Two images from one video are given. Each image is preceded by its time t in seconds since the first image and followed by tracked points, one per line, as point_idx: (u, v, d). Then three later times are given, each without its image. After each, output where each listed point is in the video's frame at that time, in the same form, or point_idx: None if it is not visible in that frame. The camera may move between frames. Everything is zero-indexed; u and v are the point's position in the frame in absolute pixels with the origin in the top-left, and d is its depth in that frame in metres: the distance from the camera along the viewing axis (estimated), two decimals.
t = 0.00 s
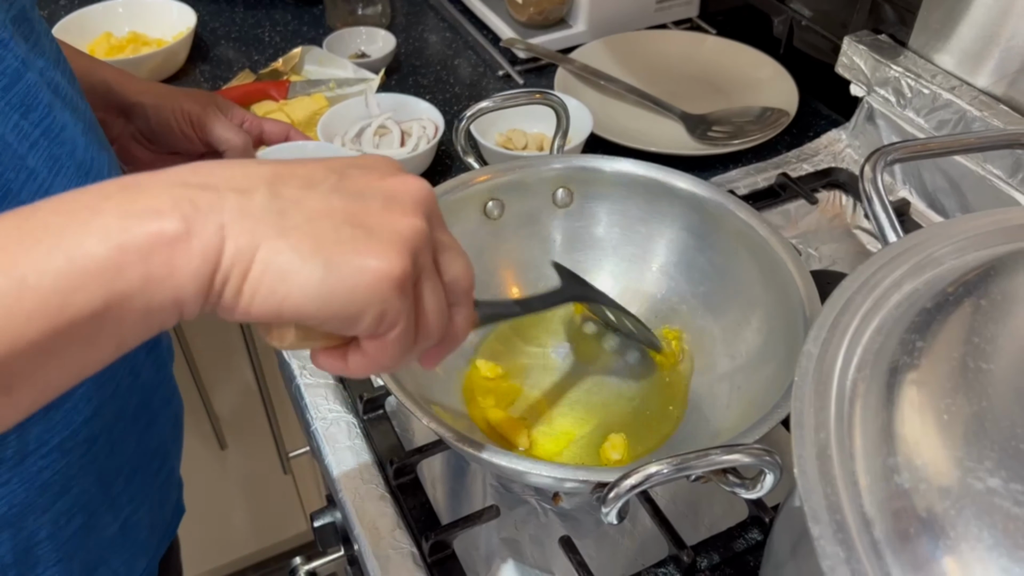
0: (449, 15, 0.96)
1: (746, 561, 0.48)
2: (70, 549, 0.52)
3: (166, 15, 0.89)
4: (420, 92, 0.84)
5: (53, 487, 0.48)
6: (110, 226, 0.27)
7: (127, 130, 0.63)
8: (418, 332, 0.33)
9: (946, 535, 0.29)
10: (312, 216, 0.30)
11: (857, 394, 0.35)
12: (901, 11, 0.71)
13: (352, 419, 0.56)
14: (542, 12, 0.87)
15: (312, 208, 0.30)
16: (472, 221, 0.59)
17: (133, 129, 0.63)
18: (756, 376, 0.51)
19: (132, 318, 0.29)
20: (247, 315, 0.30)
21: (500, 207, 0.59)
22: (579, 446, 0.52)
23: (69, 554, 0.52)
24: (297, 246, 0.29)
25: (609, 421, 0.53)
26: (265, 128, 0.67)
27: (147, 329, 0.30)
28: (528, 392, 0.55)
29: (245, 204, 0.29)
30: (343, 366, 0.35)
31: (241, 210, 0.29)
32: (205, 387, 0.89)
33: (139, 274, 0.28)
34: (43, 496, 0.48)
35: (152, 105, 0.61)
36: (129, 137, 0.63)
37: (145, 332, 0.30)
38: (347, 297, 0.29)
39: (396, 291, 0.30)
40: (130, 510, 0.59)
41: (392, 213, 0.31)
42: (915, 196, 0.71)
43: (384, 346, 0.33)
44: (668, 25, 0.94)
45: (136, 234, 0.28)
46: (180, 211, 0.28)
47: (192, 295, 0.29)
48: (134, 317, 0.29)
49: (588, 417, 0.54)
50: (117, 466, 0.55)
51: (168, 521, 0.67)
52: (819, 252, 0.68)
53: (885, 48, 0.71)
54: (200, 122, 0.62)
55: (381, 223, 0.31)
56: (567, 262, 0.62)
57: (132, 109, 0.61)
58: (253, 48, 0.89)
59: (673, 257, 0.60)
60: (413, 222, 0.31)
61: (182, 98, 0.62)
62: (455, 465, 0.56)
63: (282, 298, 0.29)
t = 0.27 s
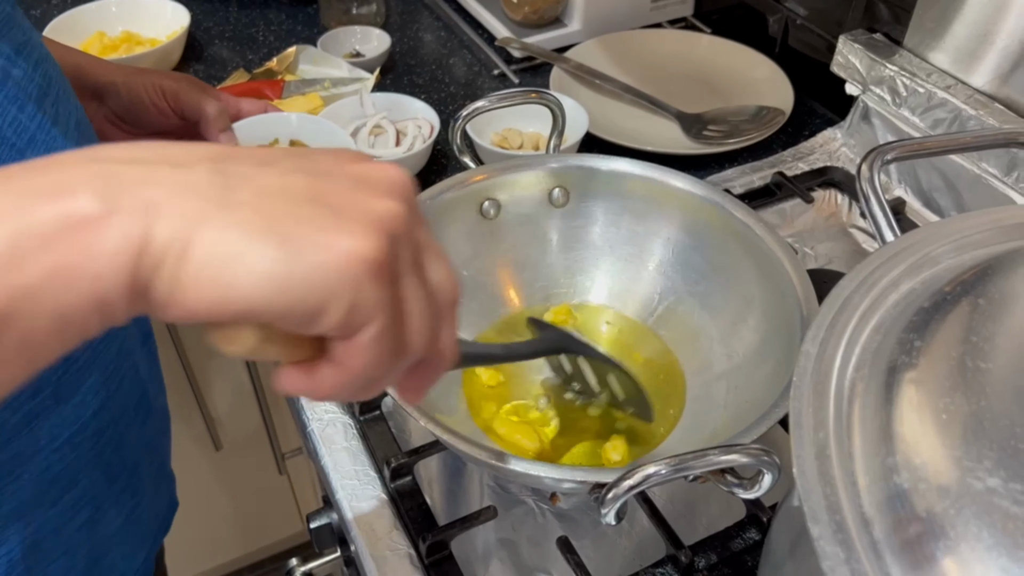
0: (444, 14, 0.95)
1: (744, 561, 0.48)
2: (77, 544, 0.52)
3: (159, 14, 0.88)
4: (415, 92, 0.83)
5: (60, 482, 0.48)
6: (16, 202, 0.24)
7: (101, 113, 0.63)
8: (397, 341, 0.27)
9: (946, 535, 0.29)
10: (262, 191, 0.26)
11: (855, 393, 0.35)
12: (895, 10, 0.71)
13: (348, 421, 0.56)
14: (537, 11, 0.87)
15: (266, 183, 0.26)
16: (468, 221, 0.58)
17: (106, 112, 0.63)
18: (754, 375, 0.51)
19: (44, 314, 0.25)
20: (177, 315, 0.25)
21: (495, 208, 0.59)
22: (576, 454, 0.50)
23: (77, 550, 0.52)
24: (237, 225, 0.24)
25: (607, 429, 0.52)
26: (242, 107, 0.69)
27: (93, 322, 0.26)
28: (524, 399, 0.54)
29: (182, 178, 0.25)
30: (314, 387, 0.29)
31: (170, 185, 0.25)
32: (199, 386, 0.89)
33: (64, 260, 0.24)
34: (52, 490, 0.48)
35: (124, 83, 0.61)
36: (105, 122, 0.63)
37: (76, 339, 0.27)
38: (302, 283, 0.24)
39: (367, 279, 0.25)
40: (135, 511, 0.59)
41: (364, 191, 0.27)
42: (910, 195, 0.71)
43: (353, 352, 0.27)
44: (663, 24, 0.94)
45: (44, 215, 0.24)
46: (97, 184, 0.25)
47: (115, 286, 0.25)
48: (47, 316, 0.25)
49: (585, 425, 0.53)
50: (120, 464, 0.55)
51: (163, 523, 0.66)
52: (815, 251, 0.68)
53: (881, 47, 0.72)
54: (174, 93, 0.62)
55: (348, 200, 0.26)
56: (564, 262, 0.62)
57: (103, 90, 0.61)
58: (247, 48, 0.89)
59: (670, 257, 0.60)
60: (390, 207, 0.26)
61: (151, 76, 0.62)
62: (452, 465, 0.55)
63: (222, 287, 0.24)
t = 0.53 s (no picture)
0: (440, 15, 0.95)
1: (744, 564, 0.48)
2: (38, 546, 0.52)
3: (154, 15, 0.88)
4: (412, 93, 0.83)
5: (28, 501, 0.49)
6: (23, 106, 0.22)
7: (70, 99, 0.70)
8: (439, 309, 0.28)
9: (948, 540, 0.29)
10: (308, 121, 0.26)
11: (856, 397, 0.35)
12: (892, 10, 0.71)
13: (347, 424, 0.55)
14: (534, 12, 0.87)
15: (309, 117, 0.26)
16: (466, 223, 0.58)
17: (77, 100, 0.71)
18: (753, 378, 0.51)
19: (50, 235, 0.22)
20: (202, 247, 0.24)
21: (494, 210, 0.59)
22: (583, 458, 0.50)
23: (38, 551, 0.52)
24: (279, 153, 0.24)
25: (611, 433, 0.52)
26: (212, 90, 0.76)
27: (83, 270, 0.23)
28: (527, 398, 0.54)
29: (216, 92, 0.25)
30: (334, 361, 0.29)
31: (205, 95, 0.24)
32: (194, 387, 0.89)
33: (81, 167, 0.22)
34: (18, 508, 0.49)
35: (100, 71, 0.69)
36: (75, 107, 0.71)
37: (76, 283, 0.23)
38: (363, 214, 0.25)
39: (420, 221, 0.26)
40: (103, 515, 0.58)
41: (414, 146, 0.29)
42: (907, 196, 0.71)
43: (389, 308, 0.27)
44: (660, 25, 0.94)
45: (52, 118, 0.22)
46: (116, 88, 0.23)
47: (140, 200, 0.23)
48: (51, 240, 0.22)
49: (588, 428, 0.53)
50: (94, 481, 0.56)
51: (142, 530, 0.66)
52: (813, 252, 0.68)
53: (877, 48, 0.72)
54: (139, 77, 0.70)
55: (397, 147, 0.28)
56: (562, 265, 0.62)
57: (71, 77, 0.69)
58: (243, 49, 0.89)
59: (669, 259, 0.59)
60: (431, 163, 0.28)
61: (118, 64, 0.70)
62: (451, 468, 0.55)
63: (265, 212, 0.24)
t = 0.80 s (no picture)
0: (436, 15, 0.95)
1: (742, 564, 0.49)
2: (28, 556, 0.48)
3: (149, 16, 0.88)
4: (408, 94, 0.83)
5: (48, 512, 0.49)
6: (200, 175, 0.27)
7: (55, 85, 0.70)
8: (501, 278, 0.34)
9: (949, 540, 0.29)
10: (389, 162, 0.32)
11: (856, 398, 0.35)
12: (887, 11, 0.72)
13: (344, 426, 0.55)
14: (530, 13, 0.87)
15: (386, 155, 0.32)
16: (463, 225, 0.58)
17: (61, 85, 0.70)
18: (751, 378, 0.51)
19: (227, 272, 0.28)
20: (342, 272, 0.31)
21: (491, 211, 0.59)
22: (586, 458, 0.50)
23: (53, 550, 0.51)
24: (383, 194, 0.30)
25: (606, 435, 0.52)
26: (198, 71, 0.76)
27: (253, 283, 0.29)
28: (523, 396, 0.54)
29: (325, 153, 0.30)
30: (426, 330, 0.36)
31: (321, 159, 0.30)
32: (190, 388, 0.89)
33: (235, 219, 0.28)
34: (39, 522, 0.48)
35: (76, 56, 0.68)
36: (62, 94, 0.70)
37: (234, 298, 0.29)
38: (446, 238, 0.31)
39: (487, 229, 0.32)
40: (112, 516, 0.57)
41: (459, 156, 0.34)
42: (903, 196, 0.71)
43: (474, 295, 0.34)
44: (655, 25, 0.94)
45: (230, 183, 0.28)
46: (268, 158, 0.29)
47: (289, 243, 0.29)
48: (227, 271, 0.28)
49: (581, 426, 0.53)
50: (109, 492, 0.56)
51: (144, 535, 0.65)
52: (809, 252, 0.69)
53: (873, 49, 0.72)
54: (124, 57, 0.69)
55: (454, 165, 0.33)
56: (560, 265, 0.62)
57: (55, 61, 0.68)
58: (238, 50, 0.89)
59: (666, 259, 0.60)
60: (480, 164, 0.34)
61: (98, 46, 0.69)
62: (449, 469, 0.55)
63: (382, 241, 0.30)
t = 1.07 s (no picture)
0: (429, 15, 0.95)
1: (736, 564, 0.48)
2: (43, 543, 0.52)
3: (142, 16, 0.88)
4: (401, 94, 0.83)
5: (62, 502, 0.52)
6: None
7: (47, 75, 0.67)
8: (440, 320, 0.29)
9: (940, 540, 0.29)
10: (268, 150, 0.26)
11: (848, 398, 0.35)
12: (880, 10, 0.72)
13: (338, 426, 0.55)
14: (523, 13, 0.87)
15: (269, 143, 0.26)
16: (456, 225, 0.58)
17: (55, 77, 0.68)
18: (744, 378, 0.51)
19: (19, 279, 0.23)
20: (176, 274, 0.24)
21: (484, 211, 0.59)
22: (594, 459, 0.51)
23: (42, 546, 0.52)
24: (242, 186, 0.24)
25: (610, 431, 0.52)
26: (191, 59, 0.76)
27: (46, 313, 0.24)
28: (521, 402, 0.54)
29: (176, 128, 0.25)
30: (306, 378, 0.28)
31: (173, 139, 0.24)
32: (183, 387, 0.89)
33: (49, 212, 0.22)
34: (54, 511, 0.52)
35: (66, 43, 0.65)
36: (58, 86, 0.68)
37: (47, 322, 0.24)
38: (324, 243, 0.24)
39: (382, 242, 0.25)
40: (105, 510, 0.58)
41: (372, 158, 0.28)
42: (897, 195, 0.72)
43: (362, 329, 0.26)
44: (649, 25, 0.94)
45: (23, 164, 0.22)
46: (82, 133, 0.23)
47: (108, 241, 0.23)
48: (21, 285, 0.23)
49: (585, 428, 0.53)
50: (117, 482, 0.59)
51: (139, 531, 0.65)
52: (803, 252, 0.69)
53: (866, 48, 0.72)
54: (116, 44, 0.67)
55: (362, 165, 0.27)
56: (554, 266, 0.62)
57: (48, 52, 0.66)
58: (232, 50, 0.88)
59: (660, 260, 0.60)
60: (390, 179, 0.27)
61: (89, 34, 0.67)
62: (443, 469, 0.55)
63: (229, 245, 0.23)
